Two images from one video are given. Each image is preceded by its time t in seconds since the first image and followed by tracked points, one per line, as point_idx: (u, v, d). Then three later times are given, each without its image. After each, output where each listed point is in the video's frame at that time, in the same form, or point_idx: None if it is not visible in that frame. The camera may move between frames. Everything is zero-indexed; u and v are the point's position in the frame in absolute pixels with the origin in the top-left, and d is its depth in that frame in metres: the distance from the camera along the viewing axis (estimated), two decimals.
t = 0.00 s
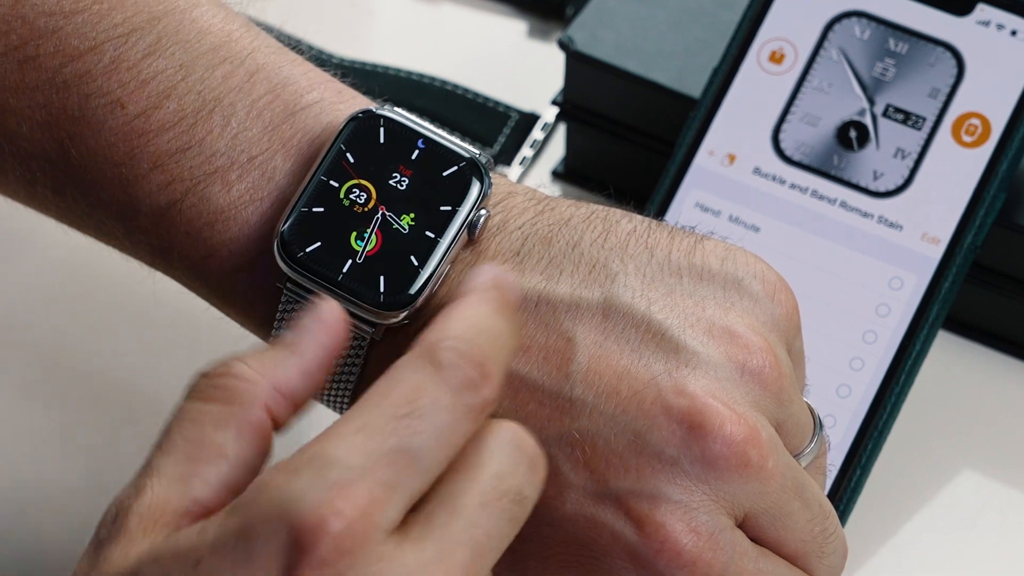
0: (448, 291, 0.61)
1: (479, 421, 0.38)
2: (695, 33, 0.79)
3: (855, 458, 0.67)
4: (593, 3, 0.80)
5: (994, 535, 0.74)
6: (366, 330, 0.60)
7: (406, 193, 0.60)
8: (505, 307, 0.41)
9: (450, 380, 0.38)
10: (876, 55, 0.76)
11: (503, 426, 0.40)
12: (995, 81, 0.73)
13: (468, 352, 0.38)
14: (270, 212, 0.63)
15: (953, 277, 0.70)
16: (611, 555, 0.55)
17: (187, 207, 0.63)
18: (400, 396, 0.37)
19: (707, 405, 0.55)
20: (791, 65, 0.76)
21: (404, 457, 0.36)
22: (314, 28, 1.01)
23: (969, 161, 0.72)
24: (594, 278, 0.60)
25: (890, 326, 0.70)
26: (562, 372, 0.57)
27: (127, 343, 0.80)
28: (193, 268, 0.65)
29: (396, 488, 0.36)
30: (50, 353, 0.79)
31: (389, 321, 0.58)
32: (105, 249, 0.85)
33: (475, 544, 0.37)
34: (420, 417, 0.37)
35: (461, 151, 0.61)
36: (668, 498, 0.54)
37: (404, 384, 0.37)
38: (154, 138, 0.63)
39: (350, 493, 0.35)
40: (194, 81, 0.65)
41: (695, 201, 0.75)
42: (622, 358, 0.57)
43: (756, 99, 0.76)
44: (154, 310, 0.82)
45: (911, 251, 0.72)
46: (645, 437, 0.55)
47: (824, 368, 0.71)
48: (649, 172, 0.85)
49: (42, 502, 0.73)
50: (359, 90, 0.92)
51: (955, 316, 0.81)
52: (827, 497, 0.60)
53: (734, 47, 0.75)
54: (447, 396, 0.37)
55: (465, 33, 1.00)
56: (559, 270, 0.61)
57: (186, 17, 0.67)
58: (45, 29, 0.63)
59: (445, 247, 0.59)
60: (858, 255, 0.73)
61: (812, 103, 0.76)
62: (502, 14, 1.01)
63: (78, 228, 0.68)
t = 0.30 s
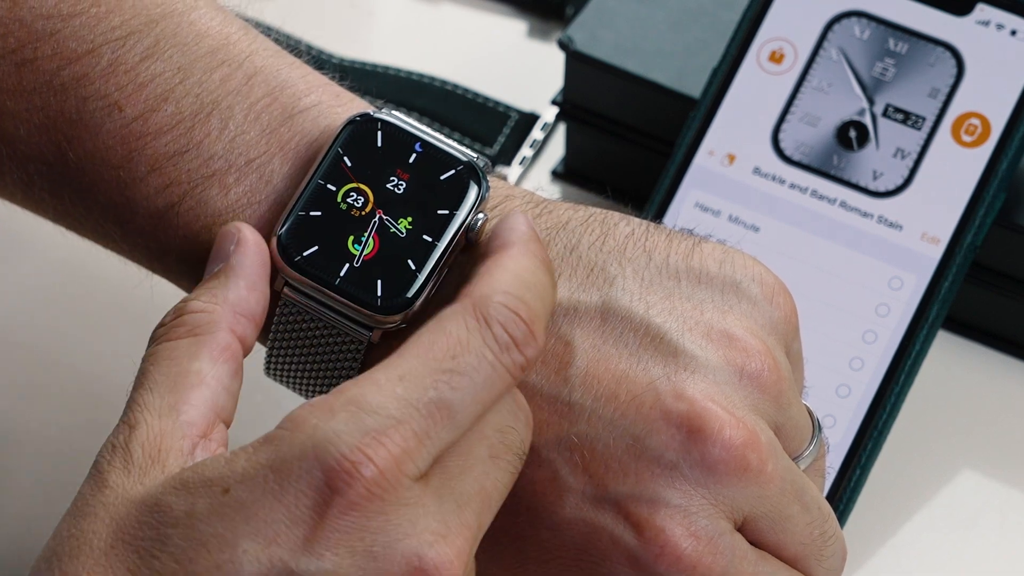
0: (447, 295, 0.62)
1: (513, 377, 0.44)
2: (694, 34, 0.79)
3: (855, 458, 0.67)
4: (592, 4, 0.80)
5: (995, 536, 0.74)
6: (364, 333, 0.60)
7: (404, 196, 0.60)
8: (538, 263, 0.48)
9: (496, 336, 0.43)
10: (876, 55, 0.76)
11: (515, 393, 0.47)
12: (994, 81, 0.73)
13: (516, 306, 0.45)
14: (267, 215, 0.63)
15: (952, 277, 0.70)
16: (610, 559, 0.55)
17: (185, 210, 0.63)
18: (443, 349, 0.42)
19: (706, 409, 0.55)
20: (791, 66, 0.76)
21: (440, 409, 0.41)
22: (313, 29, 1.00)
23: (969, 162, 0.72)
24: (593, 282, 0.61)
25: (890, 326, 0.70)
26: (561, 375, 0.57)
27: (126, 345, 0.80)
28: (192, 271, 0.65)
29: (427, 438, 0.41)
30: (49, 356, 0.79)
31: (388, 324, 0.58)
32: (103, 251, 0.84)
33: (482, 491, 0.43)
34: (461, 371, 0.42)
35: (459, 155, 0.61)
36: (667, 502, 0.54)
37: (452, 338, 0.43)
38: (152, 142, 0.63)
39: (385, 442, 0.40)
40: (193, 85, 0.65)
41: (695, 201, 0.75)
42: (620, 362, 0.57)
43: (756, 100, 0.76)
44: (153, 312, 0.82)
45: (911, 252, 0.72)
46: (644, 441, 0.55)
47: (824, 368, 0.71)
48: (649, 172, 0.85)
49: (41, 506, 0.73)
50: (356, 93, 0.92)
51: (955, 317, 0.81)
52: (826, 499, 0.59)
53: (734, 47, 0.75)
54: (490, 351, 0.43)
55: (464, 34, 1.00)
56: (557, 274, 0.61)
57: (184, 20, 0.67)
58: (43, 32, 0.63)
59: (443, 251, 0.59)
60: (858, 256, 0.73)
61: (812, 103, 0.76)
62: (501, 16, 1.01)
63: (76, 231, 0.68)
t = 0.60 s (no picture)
0: (443, 298, 0.61)
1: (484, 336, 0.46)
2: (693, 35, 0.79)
3: (855, 458, 0.67)
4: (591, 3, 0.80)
5: (994, 535, 0.74)
6: (361, 335, 0.59)
7: (402, 199, 0.60)
8: (549, 269, 0.41)
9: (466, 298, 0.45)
10: (876, 55, 0.76)
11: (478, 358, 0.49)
12: (993, 82, 0.73)
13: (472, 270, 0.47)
14: (263, 216, 0.63)
15: (952, 277, 0.70)
16: (609, 562, 0.54)
17: (182, 211, 0.63)
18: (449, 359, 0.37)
19: (702, 412, 0.55)
20: (790, 65, 0.76)
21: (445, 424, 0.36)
22: (312, 29, 1.00)
23: (969, 161, 0.72)
24: (586, 284, 0.60)
25: (890, 326, 0.70)
26: (557, 378, 0.57)
27: (124, 346, 0.80)
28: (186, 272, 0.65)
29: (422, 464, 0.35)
30: (46, 356, 0.79)
31: (386, 326, 0.58)
32: (101, 251, 0.85)
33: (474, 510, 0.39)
34: (467, 383, 0.36)
35: (455, 156, 0.61)
36: (663, 505, 0.54)
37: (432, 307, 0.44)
38: (149, 142, 0.63)
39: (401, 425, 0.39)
40: (190, 85, 0.65)
41: (695, 201, 0.75)
42: (616, 364, 0.57)
43: (756, 101, 0.76)
44: (150, 313, 0.82)
45: (911, 251, 0.72)
46: (640, 445, 0.55)
47: (823, 368, 0.71)
48: (648, 172, 0.85)
49: (38, 508, 0.73)
50: (354, 92, 0.92)
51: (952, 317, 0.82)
52: (823, 502, 0.60)
53: (733, 47, 0.75)
54: (494, 365, 0.37)
55: (461, 34, 1.00)
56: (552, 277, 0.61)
57: (181, 20, 0.67)
58: (40, 31, 0.63)
59: (441, 252, 0.59)
60: (858, 257, 0.73)
61: (812, 104, 0.76)
62: (498, 15, 1.01)
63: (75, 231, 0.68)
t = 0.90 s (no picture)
0: (445, 295, 0.61)
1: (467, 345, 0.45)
2: (695, 35, 0.79)
3: (855, 459, 0.67)
4: (592, 4, 0.80)
5: (995, 536, 0.74)
6: (363, 334, 0.59)
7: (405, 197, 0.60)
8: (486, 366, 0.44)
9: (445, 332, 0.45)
10: (876, 55, 0.76)
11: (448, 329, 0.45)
12: (994, 82, 0.73)
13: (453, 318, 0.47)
14: (267, 217, 0.63)
15: (953, 276, 0.70)
16: (611, 561, 0.55)
17: (184, 212, 0.63)
18: (403, 460, 0.39)
19: (705, 410, 0.55)
20: (791, 66, 0.76)
21: (410, 523, 0.38)
22: (313, 30, 1.00)
23: (969, 161, 0.72)
24: (591, 283, 0.60)
25: (890, 326, 0.70)
26: (560, 377, 0.57)
27: (126, 348, 0.80)
28: (189, 273, 0.65)
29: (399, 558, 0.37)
30: (48, 356, 0.79)
31: (390, 325, 0.58)
32: (103, 252, 0.85)
33: None
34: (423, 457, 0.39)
35: (456, 155, 0.62)
36: (666, 502, 0.54)
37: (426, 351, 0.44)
38: (152, 143, 0.63)
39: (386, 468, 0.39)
40: (192, 86, 0.65)
41: (695, 202, 0.75)
42: (619, 363, 0.57)
43: (756, 101, 0.76)
44: (152, 314, 0.82)
45: (911, 251, 0.72)
46: (643, 443, 0.55)
47: (824, 368, 0.71)
48: (649, 172, 0.85)
49: (38, 509, 0.73)
50: (356, 93, 0.92)
51: (954, 318, 0.82)
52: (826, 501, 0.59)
53: (734, 48, 0.75)
54: (450, 460, 0.40)
55: (463, 35, 1.00)
56: (555, 276, 0.61)
57: (184, 21, 0.67)
58: (43, 32, 0.63)
59: (444, 250, 0.59)
60: (859, 256, 0.73)
61: (812, 104, 0.76)
62: (500, 15, 1.01)
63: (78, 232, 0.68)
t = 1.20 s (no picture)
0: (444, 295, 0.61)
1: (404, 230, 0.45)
2: (694, 35, 0.79)
3: (855, 459, 0.67)
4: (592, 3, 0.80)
5: (994, 536, 0.74)
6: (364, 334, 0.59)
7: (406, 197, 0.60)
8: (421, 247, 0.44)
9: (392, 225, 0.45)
10: (875, 55, 0.76)
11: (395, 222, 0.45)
12: (993, 82, 0.73)
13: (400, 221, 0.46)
14: (267, 215, 0.63)
15: (953, 276, 0.70)
16: (611, 561, 0.55)
17: (185, 211, 0.63)
18: (337, 324, 0.39)
19: (705, 409, 0.55)
20: (791, 66, 0.76)
21: (356, 377, 0.38)
22: (314, 29, 1.00)
23: (968, 161, 0.72)
24: (591, 282, 0.61)
25: (890, 326, 0.70)
26: (560, 376, 0.57)
27: (126, 348, 0.80)
28: (189, 271, 0.65)
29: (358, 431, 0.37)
30: (48, 355, 0.79)
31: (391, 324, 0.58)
32: (103, 251, 0.85)
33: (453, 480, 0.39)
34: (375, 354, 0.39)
35: (456, 155, 0.62)
36: (666, 501, 0.54)
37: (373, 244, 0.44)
38: (152, 141, 0.63)
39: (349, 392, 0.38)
40: (192, 85, 0.65)
41: (695, 202, 0.75)
42: (620, 362, 0.57)
43: (756, 100, 0.76)
44: (152, 312, 0.82)
45: (911, 251, 0.72)
46: (644, 442, 0.55)
47: (824, 368, 0.71)
48: (649, 172, 0.85)
49: (39, 508, 0.73)
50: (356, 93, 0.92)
51: (954, 317, 0.82)
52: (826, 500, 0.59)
53: (734, 48, 0.75)
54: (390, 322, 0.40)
55: (463, 34, 1.00)
56: (555, 275, 0.61)
57: (184, 20, 0.67)
58: (43, 31, 0.63)
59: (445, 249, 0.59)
60: (858, 256, 0.73)
61: (812, 104, 0.76)
62: (500, 15, 1.01)
63: (78, 231, 0.68)
